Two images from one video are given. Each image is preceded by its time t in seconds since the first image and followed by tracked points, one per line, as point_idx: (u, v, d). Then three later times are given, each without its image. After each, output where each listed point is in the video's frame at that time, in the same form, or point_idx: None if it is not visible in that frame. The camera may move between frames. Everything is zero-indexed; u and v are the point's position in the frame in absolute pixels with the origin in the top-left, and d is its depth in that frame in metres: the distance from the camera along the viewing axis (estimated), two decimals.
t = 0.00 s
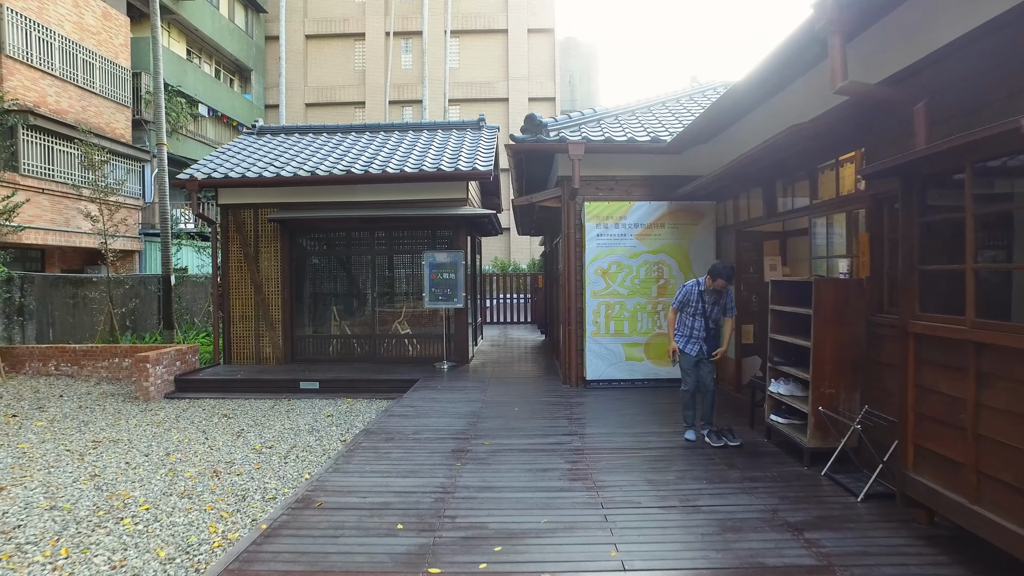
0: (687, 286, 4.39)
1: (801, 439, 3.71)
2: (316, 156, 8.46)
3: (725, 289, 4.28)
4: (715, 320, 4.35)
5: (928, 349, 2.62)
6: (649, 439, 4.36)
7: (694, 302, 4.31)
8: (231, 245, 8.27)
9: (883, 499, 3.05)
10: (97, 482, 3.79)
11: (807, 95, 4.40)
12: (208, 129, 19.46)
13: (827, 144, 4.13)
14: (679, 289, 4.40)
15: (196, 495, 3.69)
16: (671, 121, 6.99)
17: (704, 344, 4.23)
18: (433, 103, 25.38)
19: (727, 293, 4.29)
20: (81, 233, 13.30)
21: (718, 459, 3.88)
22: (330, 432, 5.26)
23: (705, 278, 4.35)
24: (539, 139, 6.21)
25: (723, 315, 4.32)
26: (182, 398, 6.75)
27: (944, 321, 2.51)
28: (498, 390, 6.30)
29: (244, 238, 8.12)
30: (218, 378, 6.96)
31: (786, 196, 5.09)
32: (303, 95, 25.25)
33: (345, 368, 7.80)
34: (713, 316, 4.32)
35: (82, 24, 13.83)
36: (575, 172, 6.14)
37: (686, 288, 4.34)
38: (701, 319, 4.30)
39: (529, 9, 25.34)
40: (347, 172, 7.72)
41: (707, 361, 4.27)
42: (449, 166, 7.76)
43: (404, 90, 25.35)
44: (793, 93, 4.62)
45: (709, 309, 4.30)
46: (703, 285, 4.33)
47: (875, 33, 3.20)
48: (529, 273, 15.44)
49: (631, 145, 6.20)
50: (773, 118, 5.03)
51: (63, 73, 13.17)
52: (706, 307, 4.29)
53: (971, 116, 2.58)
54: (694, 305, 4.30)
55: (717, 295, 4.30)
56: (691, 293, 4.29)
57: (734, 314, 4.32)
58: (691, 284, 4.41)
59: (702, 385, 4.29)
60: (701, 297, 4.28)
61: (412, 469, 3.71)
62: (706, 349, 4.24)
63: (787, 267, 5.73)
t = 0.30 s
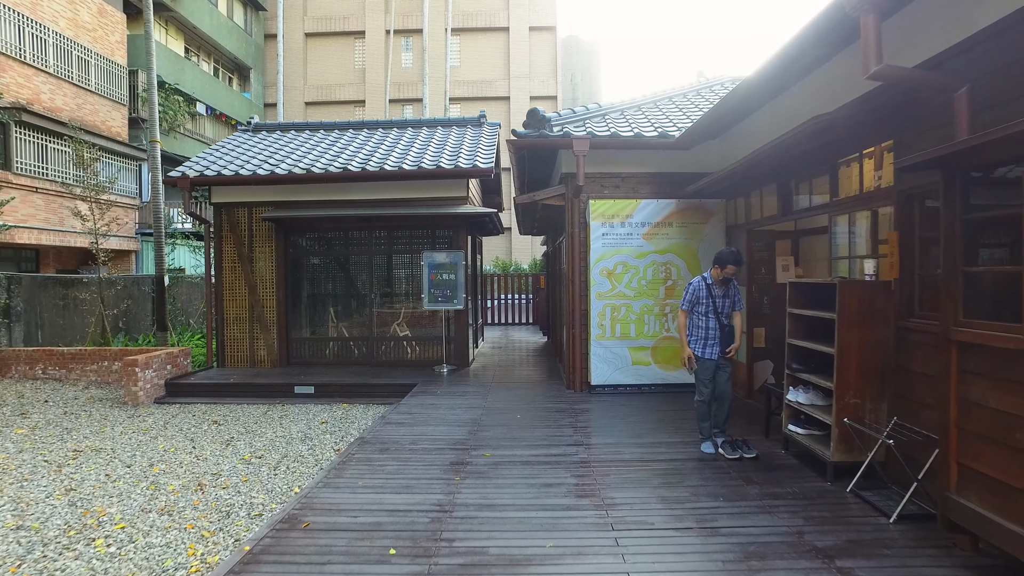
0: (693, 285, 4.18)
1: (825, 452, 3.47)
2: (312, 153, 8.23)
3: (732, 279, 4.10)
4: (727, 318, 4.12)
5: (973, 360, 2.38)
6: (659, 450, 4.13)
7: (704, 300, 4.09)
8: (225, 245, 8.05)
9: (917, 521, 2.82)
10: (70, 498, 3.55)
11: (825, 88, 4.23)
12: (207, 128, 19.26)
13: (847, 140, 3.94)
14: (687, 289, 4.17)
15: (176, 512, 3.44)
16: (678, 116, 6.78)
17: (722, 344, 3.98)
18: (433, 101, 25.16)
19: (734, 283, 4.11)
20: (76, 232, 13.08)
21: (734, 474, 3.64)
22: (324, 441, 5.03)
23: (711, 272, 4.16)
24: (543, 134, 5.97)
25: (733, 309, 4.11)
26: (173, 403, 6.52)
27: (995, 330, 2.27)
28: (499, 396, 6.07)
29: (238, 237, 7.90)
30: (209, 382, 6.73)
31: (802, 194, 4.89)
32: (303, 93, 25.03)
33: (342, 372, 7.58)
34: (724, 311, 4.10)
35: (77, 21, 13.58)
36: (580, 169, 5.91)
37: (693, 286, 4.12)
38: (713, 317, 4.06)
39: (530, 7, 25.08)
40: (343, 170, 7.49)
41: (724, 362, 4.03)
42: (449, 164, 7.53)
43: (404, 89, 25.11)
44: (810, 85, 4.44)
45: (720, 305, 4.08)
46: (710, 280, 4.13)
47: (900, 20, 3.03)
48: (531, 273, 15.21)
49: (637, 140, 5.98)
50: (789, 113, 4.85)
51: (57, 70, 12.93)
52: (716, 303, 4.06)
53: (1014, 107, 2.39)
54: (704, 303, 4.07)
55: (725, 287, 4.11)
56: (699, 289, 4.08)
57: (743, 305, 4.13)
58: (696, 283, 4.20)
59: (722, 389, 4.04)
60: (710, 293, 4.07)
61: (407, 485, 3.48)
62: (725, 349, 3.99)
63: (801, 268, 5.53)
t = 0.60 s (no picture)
0: (702, 286, 3.90)
1: (850, 467, 3.25)
2: (308, 150, 8.02)
3: (743, 277, 3.87)
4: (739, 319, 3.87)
5: None
6: (671, 462, 3.90)
7: (715, 300, 3.82)
8: (219, 244, 7.84)
9: (955, 544, 2.59)
10: (43, 514, 3.32)
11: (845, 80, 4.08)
12: (206, 126, 19.08)
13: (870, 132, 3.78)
14: (696, 290, 3.89)
15: (155, 529, 3.21)
16: (687, 111, 6.55)
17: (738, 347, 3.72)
18: (435, 100, 24.95)
19: (745, 281, 3.88)
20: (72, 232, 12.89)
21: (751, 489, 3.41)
22: (318, 450, 4.81)
23: (720, 270, 3.91)
24: (546, 129, 5.76)
25: (745, 309, 3.87)
26: (163, 407, 6.31)
27: None
28: (501, 401, 5.85)
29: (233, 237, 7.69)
30: (202, 386, 6.53)
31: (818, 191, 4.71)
32: (303, 92, 24.84)
33: (340, 376, 7.37)
34: (736, 312, 3.84)
35: (73, 17, 13.36)
36: (585, 165, 5.68)
37: (703, 286, 3.84)
38: (725, 318, 3.80)
39: (532, 4, 24.84)
40: (341, 167, 7.28)
41: (740, 366, 3.76)
42: (449, 161, 7.31)
43: (405, 87, 24.88)
44: (827, 77, 4.28)
45: (732, 305, 3.83)
46: (720, 279, 3.87)
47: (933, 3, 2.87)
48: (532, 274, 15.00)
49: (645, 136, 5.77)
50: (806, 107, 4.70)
51: (52, 68, 12.72)
52: (728, 303, 3.81)
53: None
54: (716, 304, 3.81)
55: (736, 287, 3.87)
56: (710, 289, 3.81)
57: (754, 304, 3.91)
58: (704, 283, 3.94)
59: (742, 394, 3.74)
60: (722, 292, 3.81)
61: (403, 501, 3.26)
62: (742, 352, 3.73)
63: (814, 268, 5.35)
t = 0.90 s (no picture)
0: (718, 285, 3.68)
1: (882, 481, 3.01)
2: (307, 147, 7.82)
3: (761, 275, 3.66)
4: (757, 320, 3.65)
5: None
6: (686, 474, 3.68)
7: (733, 300, 3.59)
8: (216, 244, 7.65)
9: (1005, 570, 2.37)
10: (17, 530, 3.12)
11: (871, 69, 3.92)
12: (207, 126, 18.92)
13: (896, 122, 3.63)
14: (712, 290, 3.66)
15: (136, 546, 3.00)
16: (697, 104, 6.34)
17: (759, 350, 3.50)
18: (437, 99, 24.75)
19: (763, 280, 3.67)
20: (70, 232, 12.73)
21: (774, 504, 3.19)
22: (314, 459, 4.61)
23: (737, 268, 3.69)
24: (553, 123, 5.53)
25: (764, 310, 3.65)
26: (157, 411, 6.11)
27: None
28: (505, 406, 5.63)
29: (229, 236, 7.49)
30: (197, 390, 6.33)
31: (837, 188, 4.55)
32: (305, 91, 24.67)
33: (339, 379, 7.16)
34: (754, 313, 3.63)
35: (71, 14, 13.19)
36: (593, 160, 5.47)
37: (720, 285, 3.61)
38: (744, 320, 3.58)
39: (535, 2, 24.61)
40: (340, 164, 7.08)
41: (761, 371, 3.54)
42: (452, 158, 7.11)
43: (407, 86, 24.68)
44: (851, 66, 4.17)
45: (750, 306, 3.61)
46: (737, 278, 3.65)
47: None
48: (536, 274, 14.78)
49: (656, 129, 5.57)
50: (825, 100, 4.56)
51: (49, 66, 12.55)
52: (747, 304, 3.59)
53: None
54: (735, 304, 3.58)
55: (754, 286, 3.65)
56: (728, 289, 3.59)
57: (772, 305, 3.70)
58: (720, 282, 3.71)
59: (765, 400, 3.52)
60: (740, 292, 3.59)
61: (401, 517, 3.05)
62: (762, 356, 3.51)
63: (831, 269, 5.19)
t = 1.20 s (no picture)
0: (736, 285, 3.46)
1: (917, 498, 2.79)
2: (307, 144, 7.63)
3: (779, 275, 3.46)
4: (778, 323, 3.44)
5: None
6: (702, 488, 3.46)
7: (754, 301, 3.38)
8: (212, 244, 7.47)
9: None
10: None
11: (893, 58, 3.83)
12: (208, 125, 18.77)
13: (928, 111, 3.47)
14: (731, 290, 3.44)
15: (115, 566, 2.80)
16: (709, 98, 6.12)
17: (782, 355, 3.27)
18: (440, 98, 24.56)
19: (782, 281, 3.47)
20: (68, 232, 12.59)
21: (798, 522, 2.98)
22: (310, 468, 4.41)
23: (756, 268, 3.48)
24: (559, 118, 5.33)
25: (785, 311, 3.44)
26: (151, 416, 5.92)
27: None
28: (509, 412, 5.42)
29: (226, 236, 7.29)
30: (192, 393, 6.14)
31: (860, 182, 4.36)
32: (307, 91, 24.52)
33: (339, 382, 6.97)
34: (776, 315, 3.41)
35: (70, 12, 13.04)
36: (601, 156, 5.27)
37: (740, 285, 3.40)
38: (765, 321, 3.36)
39: None
40: (339, 161, 6.89)
41: (784, 376, 3.32)
42: (454, 154, 6.91)
43: (410, 85, 24.50)
44: (876, 54, 4.02)
45: (772, 308, 3.40)
46: (757, 278, 3.44)
47: None
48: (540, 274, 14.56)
49: (668, 123, 5.37)
50: (847, 91, 4.39)
51: (47, 64, 12.40)
52: (768, 305, 3.38)
53: None
54: (756, 305, 3.36)
55: (774, 287, 3.45)
56: (749, 288, 3.37)
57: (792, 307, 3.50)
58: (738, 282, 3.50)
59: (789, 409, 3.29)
60: (761, 292, 3.38)
61: (400, 534, 2.85)
62: (786, 361, 3.29)
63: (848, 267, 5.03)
